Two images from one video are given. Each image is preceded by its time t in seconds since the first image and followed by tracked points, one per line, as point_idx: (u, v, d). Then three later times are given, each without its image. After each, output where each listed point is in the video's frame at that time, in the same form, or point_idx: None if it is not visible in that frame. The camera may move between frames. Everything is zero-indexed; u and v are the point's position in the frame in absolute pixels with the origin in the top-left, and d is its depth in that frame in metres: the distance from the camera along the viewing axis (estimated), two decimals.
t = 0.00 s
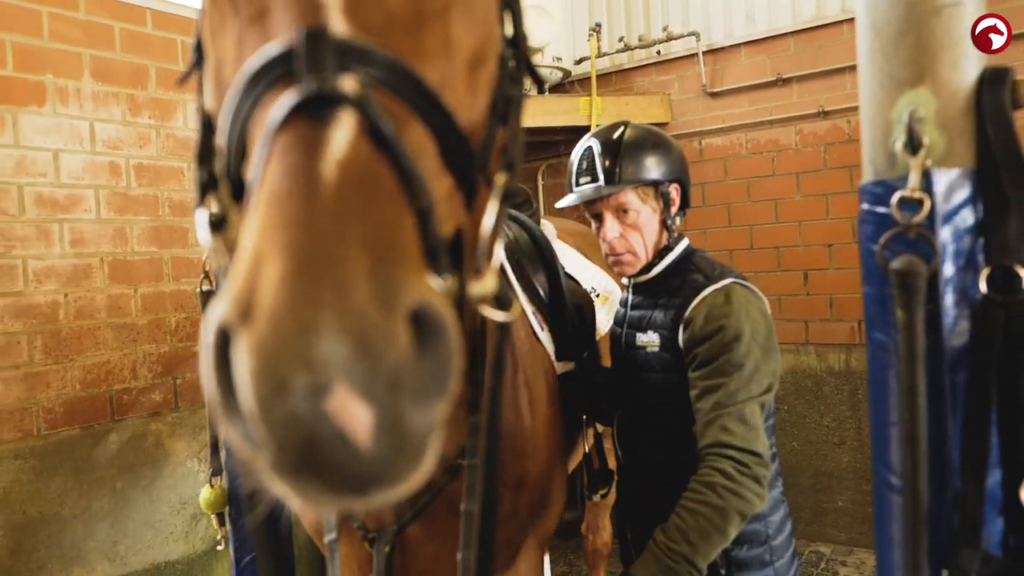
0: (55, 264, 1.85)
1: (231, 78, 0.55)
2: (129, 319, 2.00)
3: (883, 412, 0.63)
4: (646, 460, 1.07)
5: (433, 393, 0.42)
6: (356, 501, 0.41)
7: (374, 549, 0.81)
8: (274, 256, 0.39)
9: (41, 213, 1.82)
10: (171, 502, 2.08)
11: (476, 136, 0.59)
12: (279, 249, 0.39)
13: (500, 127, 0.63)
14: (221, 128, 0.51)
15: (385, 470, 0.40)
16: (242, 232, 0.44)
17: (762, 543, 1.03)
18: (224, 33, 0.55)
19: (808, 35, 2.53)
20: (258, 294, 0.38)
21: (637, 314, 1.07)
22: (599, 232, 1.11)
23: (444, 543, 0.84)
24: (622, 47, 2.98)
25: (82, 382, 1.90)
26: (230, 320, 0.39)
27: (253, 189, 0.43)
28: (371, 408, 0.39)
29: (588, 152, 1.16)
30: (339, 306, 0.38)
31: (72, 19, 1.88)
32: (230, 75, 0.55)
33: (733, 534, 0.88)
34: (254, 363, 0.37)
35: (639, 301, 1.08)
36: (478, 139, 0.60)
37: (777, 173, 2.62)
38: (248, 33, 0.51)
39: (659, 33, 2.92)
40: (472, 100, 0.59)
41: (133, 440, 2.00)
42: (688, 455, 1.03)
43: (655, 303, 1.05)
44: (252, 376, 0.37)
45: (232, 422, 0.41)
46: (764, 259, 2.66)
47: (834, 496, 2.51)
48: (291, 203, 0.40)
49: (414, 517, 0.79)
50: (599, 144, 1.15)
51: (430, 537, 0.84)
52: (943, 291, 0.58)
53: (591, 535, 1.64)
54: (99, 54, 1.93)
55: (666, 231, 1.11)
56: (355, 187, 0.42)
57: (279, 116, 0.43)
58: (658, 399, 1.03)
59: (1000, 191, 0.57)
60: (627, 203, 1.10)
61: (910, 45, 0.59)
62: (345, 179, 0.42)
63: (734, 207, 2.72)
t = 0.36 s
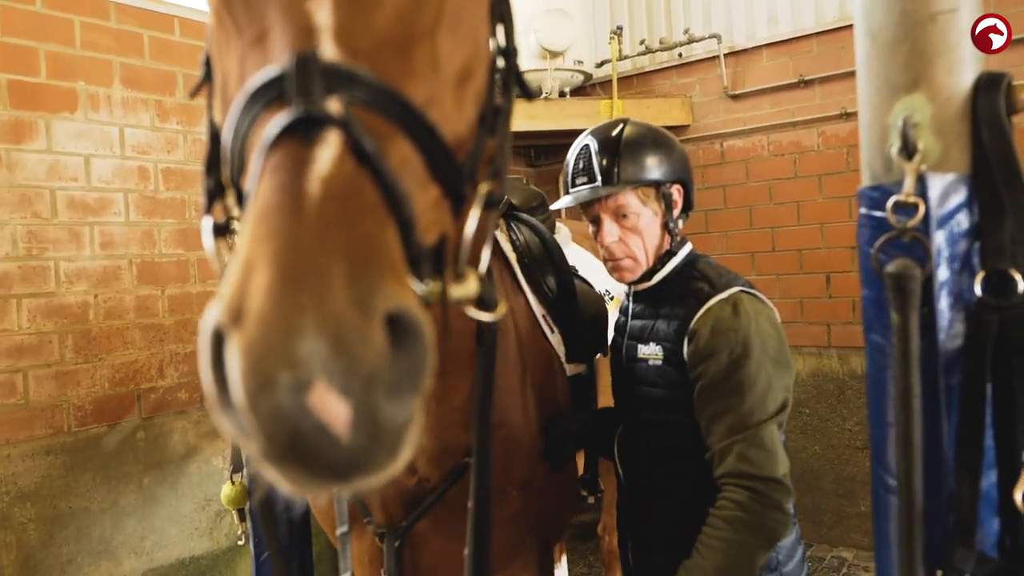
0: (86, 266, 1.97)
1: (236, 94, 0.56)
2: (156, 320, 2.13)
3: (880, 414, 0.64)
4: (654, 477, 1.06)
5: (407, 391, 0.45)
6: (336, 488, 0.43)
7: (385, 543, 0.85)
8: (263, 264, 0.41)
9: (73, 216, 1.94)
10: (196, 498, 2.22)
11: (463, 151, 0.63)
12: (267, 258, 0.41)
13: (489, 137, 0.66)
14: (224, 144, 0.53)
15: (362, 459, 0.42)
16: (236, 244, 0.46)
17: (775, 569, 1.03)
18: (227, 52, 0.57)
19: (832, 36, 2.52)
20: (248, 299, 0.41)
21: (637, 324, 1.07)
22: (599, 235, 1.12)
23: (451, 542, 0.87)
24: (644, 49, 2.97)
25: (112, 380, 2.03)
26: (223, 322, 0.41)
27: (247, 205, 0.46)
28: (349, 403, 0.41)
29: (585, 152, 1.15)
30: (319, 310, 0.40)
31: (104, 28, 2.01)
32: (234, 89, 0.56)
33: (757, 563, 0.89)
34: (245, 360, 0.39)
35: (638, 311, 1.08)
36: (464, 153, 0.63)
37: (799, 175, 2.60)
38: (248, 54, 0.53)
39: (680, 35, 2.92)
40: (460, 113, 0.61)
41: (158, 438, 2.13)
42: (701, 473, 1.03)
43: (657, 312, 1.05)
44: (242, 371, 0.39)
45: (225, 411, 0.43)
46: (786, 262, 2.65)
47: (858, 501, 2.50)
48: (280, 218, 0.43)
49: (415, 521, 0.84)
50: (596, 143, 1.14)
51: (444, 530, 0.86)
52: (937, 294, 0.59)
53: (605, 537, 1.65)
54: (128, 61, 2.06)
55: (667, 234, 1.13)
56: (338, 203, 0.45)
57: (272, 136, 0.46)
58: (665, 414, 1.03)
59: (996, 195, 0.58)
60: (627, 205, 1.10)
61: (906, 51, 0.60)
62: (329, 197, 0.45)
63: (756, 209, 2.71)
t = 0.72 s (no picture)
0: (107, 267, 2.01)
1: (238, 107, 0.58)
2: (175, 319, 2.18)
3: (875, 414, 0.65)
4: (672, 495, 1.03)
5: (386, 385, 0.47)
6: (322, 474, 0.45)
7: (392, 537, 0.87)
8: (253, 268, 0.43)
9: (94, 218, 1.99)
10: (214, 495, 2.26)
11: (448, 165, 0.65)
12: (257, 262, 0.43)
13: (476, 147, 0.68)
14: (227, 157, 0.56)
15: (344, 449, 0.45)
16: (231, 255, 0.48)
17: None
18: (230, 69, 0.59)
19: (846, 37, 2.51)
20: (239, 301, 0.43)
21: (649, 332, 1.06)
22: (598, 233, 1.11)
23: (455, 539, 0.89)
24: (658, 51, 2.98)
25: (131, 378, 2.08)
26: (217, 323, 0.43)
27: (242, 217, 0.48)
28: (332, 397, 0.43)
29: (585, 143, 1.16)
30: (303, 312, 0.42)
31: (125, 33, 2.06)
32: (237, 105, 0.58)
33: None
34: (235, 357, 0.41)
35: (652, 320, 1.07)
36: (449, 167, 0.65)
37: (813, 176, 2.60)
38: (250, 73, 0.53)
39: (694, 36, 2.92)
40: (446, 125, 0.63)
41: (178, 436, 2.18)
42: (717, 487, 1.02)
43: (670, 320, 1.05)
44: (232, 367, 0.41)
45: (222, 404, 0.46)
46: (800, 263, 2.65)
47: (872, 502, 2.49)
48: (270, 229, 0.45)
49: (421, 515, 0.86)
50: (596, 136, 1.14)
51: (448, 524, 0.88)
52: (927, 296, 0.60)
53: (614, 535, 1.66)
54: (148, 66, 2.11)
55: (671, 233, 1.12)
56: (325, 214, 0.46)
57: (266, 152, 0.48)
58: (682, 427, 1.02)
59: (983, 199, 0.60)
60: (627, 203, 1.09)
61: (896, 57, 0.62)
62: (317, 209, 0.46)
63: (770, 210, 2.71)
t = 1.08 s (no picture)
0: (126, 267, 2.06)
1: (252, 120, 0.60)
2: (192, 319, 2.22)
3: (872, 413, 0.66)
4: (688, 507, 0.98)
5: (384, 377, 0.49)
6: (326, 460, 0.48)
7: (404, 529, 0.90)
8: (263, 270, 0.46)
9: (114, 220, 2.03)
10: (230, 491, 2.30)
11: (447, 176, 0.66)
12: (266, 264, 0.46)
13: (474, 155, 0.69)
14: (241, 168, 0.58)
15: (346, 437, 0.47)
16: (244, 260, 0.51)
17: None
18: (244, 83, 0.61)
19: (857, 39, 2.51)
20: (251, 300, 0.45)
21: (670, 339, 1.00)
22: (608, 230, 1.04)
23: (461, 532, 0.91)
24: (669, 53, 2.99)
25: (150, 376, 2.12)
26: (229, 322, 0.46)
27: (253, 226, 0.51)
28: (334, 388, 0.45)
29: (600, 135, 1.07)
30: (307, 311, 0.45)
31: (143, 38, 2.10)
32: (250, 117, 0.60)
33: None
34: (247, 351, 0.44)
35: (675, 330, 1.00)
36: (449, 179, 0.66)
37: (824, 178, 2.60)
38: (263, 86, 0.56)
39: (706, 39, 2.93)
40: (445, 135, 0.65)
41: (194, 433, 2.21)
42: (735, 498, 0.98)
43: (695, 326, 0.99)
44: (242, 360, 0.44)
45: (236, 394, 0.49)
46: (810, 265, 2.65)
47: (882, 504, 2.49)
48: (277, 235, 0.47)
49: (431, 508, 0.89)
50: (612, 127, 1.06)
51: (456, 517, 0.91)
52: (921, 297, 0.61)
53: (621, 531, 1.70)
54: (167, 70, 2.15)
55: (685, 236, 1.05)
56: (329, 221, 0.49)
57: (275, 163, 0.51)
58: (707, 437, 0.97)
59: (976, 202, 0.61)
60: (641, 201, 1.02)
61: (890, 65, 0.63)
62: (322, 216, 0.49)
63: (781, 212, 2.71)
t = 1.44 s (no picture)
0: (148, 266, 2.10)
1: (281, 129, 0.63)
2: (212, 317, 2.25)
3: (878, 413, 0.68)
4: (719, 503, 0.98)
5: (406, 369, 0.51)
6: (352, 446, 0.50)
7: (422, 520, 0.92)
8: (295, 269, 0.48)
9: (137, 220, 2.07)
10: (248, 487, 2.33)
11: (465, 181, 0.68)
12: (298, 264, 0.49)
13: (490, 161, 0.71)
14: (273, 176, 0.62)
15: (372, 424, 0.49)
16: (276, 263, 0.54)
17: None
18: (275, 93, 0.64)
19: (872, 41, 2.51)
20: (283, 297, 0.48)
21: (702, 337, 1.00)
22: (634, 217, 1.05)
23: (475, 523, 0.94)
24: (684, 55, 3.00)
25: (171, 373, 2.16)
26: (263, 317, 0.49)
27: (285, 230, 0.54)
28: (360, 378, 0.48)
29: (633, 123, 1.08)
30: (335, 307, 0.47)
31: (165, 41, 2.14)
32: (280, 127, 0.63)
33: None
34: (281, 343, 0.47)
35: (707, 327, 1.01)
36: (466, 184, 0.68)
37: (839, 180, 2.61)
38: (293, 99, 0.59)
39: (721, 40, 2.94)
40: (462, 143, 0.67)
41: (213, 429, 2.25)
42: (761, 493, 0.99)
43: (727, 324, 1.00)
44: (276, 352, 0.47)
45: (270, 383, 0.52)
46: (824, 266, 2.66)
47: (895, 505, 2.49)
48: (307, 236, 0.50)
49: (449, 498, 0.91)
50: (647, 117, 1.07)
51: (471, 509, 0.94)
52: (926, 298, 0.63)
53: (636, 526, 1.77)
54: (188, 73, 2.19)
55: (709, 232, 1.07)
56: (355, 224, 0.52)
57: (306, 171, 0.54)
58: (740, 432, 0.98)
59: (981, 207, 0.63)
60: (671, 191, 1.04)
61: (898, 73, 0.65)
62: (348, 220, 0.51)
63: (796, 214, 2.72)
